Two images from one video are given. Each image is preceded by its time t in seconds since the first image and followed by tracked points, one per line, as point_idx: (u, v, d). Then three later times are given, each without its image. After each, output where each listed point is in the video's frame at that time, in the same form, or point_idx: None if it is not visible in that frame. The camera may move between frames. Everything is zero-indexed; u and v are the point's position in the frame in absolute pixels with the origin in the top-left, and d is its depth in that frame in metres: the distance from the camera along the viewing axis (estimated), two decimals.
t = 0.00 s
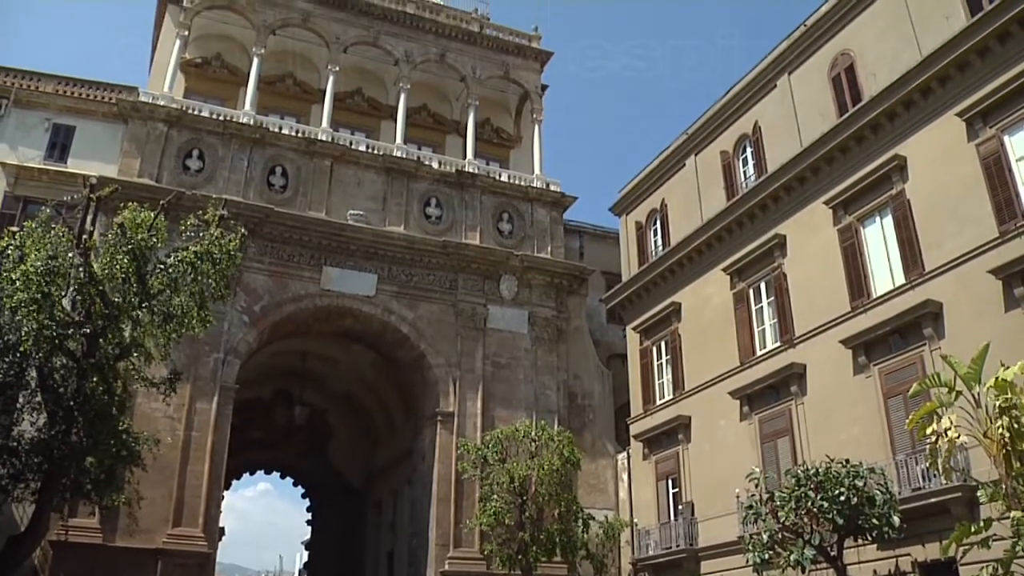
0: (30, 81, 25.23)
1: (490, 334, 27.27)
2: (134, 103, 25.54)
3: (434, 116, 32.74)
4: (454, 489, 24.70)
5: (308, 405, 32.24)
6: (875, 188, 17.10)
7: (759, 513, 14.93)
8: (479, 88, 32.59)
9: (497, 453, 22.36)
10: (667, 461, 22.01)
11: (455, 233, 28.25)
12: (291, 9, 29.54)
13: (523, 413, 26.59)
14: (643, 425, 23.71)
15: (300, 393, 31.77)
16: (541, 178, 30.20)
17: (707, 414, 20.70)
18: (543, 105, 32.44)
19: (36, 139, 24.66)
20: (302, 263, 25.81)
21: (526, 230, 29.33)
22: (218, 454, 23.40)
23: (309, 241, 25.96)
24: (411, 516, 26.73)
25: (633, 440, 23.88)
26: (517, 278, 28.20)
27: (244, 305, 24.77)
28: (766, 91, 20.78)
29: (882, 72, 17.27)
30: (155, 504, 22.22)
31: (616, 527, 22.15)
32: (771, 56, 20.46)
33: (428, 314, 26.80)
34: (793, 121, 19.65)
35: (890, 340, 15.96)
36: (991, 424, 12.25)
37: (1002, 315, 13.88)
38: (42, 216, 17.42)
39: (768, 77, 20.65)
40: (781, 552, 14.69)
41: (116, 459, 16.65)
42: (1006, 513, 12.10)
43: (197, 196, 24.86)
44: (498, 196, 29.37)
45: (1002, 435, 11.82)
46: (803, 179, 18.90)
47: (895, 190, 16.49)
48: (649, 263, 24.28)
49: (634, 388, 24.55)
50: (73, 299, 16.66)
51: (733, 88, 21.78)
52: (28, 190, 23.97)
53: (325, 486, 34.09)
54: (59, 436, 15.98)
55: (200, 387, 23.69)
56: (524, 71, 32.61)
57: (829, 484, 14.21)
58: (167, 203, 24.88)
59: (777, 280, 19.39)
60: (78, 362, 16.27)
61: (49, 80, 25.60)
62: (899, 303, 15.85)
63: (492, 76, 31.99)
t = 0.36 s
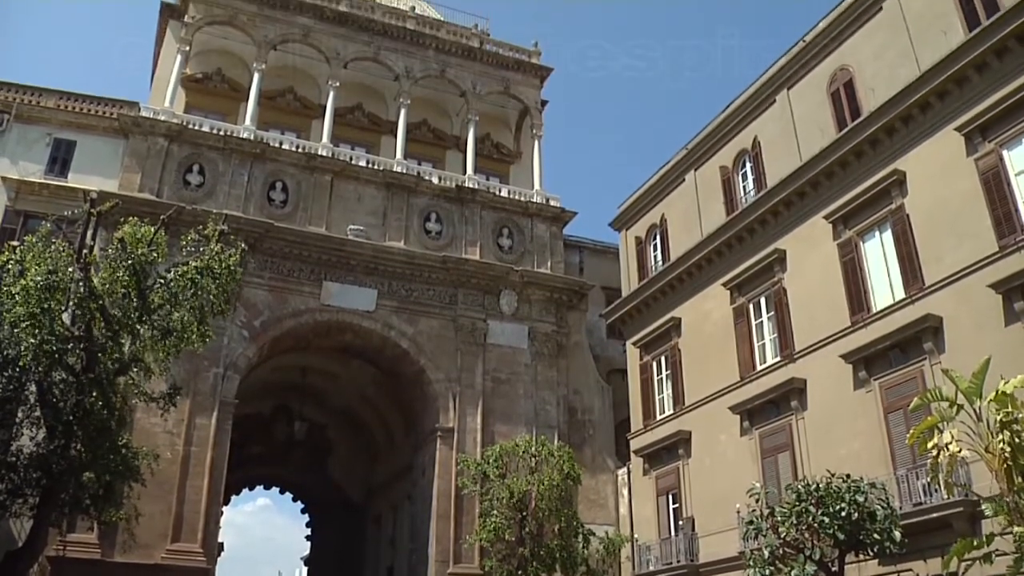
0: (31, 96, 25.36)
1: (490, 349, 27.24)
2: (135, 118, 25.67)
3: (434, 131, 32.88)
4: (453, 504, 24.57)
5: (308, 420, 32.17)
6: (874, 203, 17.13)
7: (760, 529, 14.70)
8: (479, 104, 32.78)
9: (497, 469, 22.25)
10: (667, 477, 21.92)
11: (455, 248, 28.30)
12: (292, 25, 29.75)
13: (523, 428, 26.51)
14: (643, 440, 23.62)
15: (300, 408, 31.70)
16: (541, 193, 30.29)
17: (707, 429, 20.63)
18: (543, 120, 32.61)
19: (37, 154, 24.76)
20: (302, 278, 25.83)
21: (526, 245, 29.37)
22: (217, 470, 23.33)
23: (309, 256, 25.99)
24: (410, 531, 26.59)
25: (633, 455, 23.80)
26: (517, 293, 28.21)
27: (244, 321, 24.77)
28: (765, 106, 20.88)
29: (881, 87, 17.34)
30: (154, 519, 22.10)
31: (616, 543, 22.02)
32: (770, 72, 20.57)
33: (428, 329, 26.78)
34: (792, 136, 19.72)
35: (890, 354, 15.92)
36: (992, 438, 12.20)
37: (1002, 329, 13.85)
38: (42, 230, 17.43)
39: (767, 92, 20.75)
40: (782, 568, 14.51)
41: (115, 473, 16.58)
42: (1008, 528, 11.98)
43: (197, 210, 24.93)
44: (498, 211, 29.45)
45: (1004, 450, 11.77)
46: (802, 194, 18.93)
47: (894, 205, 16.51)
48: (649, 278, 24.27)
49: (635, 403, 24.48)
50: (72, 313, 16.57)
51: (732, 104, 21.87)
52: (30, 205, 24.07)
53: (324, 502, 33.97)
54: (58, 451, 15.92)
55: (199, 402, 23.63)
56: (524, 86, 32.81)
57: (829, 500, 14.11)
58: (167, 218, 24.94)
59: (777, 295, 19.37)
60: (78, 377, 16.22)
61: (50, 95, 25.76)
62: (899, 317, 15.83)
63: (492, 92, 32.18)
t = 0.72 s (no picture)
0: (32, 110, 25.56)
1: (490, 364, 27.21)
2: (136, 132, 25.79)
3: (434, 146, 33.03)
4: (453, 520, 24.45)
5: (307, 434, 32.09)
6: (873, 217, 17.15)
7: (761, 544, 14.70)
8: (479, 119, 32.95)
9: (497, 484, 22.14)
10: (667, 492, 21.83)
11: (455, 263, 28.33)
12: (293, 40, 29.95)
13: (523, 443, 26.43)
14: (644, 455, 23.54)
15: (299, 423, 31.61)
16: (541, 209, 30.36)
17: (707, 444, 20.58)
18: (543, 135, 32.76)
19: (37, 168, 24.87)
20: (301, 293, 25.84)
21: (526, 260, 29.41)
22: (216, 485, 23.24)
23: (309, 271, 26.01)
24: (410, 547, 26.45)
25: (633, 470, 23.71)
26: (517, 308, 28.21)
27: (244, 335, 24.76)
28: (765, 121, 20.96)
29: (880, 102, 17.42)
30: (152, 535, 21.99)
31: (617, 558, 21.89)
32: (769, 87, 20.67)
33: (427, 344, 26.76)
34: (792, 150, 19.78)
35: (890, 369, 15.88)
36: (993, 452, 12.17)
37: (1003, 343, 13.82)
38: (42, 244, 17.41)
39: (766, 107, 20.84)
40: None
41: (113, 487, 16.47)
42: (1011, 543, 11.90)
43: (197, 225, 24.99)
44: (498, 225, 29.52)
45: (1006, 465, 11.70)
46: (802, 209, 18.96)
47: (894, 219, 16.54)
48: (649, 293, 24.27)
49: (635, 418, 24.41)
50: (72, 328, 16.44)
51: (731, 119, 21.96)
52: (30, 219, 24.14)
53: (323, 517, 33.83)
54: (57, 466, 15.89)
55: (199, 417, 23.57)
56: (524, 102, 32.99)
57: (830, 514, 14.04)
58: (167, 232, 25.00)
59: (777, 309, 19.35)
60: (78, 392, 16.14)
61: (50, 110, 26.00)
62: (900, 331, 15.80)
63: (492, 107, 32.35)
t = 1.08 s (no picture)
0: (33, 123, 25.69)
1: (490, 378, 27.17)
2: (136, 146, 25.89)
3: (434, 160, 33.16)
4: (453, 534, 24.34)
5: (307, 448, 32.02)
6: (873, 231, 17.17)
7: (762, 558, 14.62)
8: (479, 132, 33.09)
9: (497, 498, 22.05)
10: (667, 505, 21.74)
11: (455, 276, 28.35)
12: (293, 54, 30.12)
13: (523, 457, 26.36)
14: (644, 468, 23.46)
15: (299, 437, 31.53)
16: (541, 222, 30.44)
17: (707, 457, 20.52)
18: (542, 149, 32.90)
19: (38, 181, 24.96)
20: (301, 306, 25.85)
21: (526, 273, 29.45)
22: (215, 499, 23.16)
23: (309, 285, 26.03)
24: (409, 561, 26.31)
25: (633, 484, 23.62)
26: (517, 322, 28.20)
27: (244, 349, 24.75)
28: (764, 135, 21.03)
29: (879, 115, 17.48)
30: (151, 549, 21.88)
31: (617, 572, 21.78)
32: (768, 100, 20.75)
33: (427, 358, 26.73)
34: (791, 164, 19.84)
35: (891, 382, 15.84)
36: (993, 466, 12.14)
37: (1003, 356, 13.79)
38: (42, 257, 17.42)
39: (765, 121, 20.92)
40: None
41: (111, 502, 16.48)
42: (1012, 557, 11.82)
43: (197, 239, 25.04)
44: (497, 239, 29.58)
45: (1008, 478, 11.65)
46: (802, 222, 18.99)
47: (893, 232, 16.55)
48: (649, 307, 24.28)
49: (635, 432, 24.34)
50: (72, 341, 16.47)
51: (731, 133, 22.03)
52: (30, 232, 24.20)
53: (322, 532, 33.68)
54: (55, 479, 15.80)
55: (198, 430, 23.51)
56: (524, 115, 33.14)
57: (831, 528, 13.98)
58: (168, 245, 25.06)
59: (777, 322, 19.33)
60: (77, 405, 16.10)
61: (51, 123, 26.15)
62: (900, 345, 15.77)
63: (492, 121, 32.49)
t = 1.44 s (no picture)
0: (35, 138, 25.82)
1: (489, 394, 27.11)
2: (137, 161, 26.00)
3: (434, 175, 33.29)
4: (453, 550, 24.21)
5: (306, 464, 31.92)
6: (873, 246, 17.17)
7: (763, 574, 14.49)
8: (479, 148, 33.25)
9: (497, 514, 21.93)
10: (668, 521, 21.63)
11: (455, 292, 28.37)
12: (294, 70, 30.32)
13: (523, 473, 26.26)
14: (644, 484, 23.36)
15: (298, 453, 31.42)
16: (541, 238, 30.51)
17: (707, 473, 20.43)
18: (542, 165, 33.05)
19: (38, 196, 25.04)
20: (300, 322, 25.85)
21: (526, 289, 29.47)
22: (214, 514, 23.05)
23: (308, 300, 26.05)
24: None
25: (634, 500, 23.51)
26: (517, 338, 28.19)
27: (243, 364, 24.73)
28: (764, 150, 21.11)
29: (877, 130, 17.55)
30: (149, 565, 21.74)
31: None
32: (767, 116, 20.84)
33: (427, 374, 26.70)
34: (791, 179, 19.89)
35: (891, 398, 15.79)
36: (995, 481, 12.07)
37: (1003, 371, 13.76)
38: (42, 272, 17.42)
39: (764, 136, 21.00)
40: None
41: (110, 518, 16.32)
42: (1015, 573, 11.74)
43: (197, 254, 25.10)
44: (497, 254, 29.63)
45: (1009, 493, 11.59)
46: (801, 237, 19.01)
47: (892, 247, 16.56)
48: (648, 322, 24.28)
49: (635, 447, 24.26)
50: (71, 356, 16.46)
51: (730, 148, 22.11)
52: (29, 247, 24.24)
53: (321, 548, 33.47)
54: (54, 495, 15.72)
55: (197, 445, 23.43)
56: (524, 131, 33.29)
57: (832, 543, 13.87)
58: (168, 260, 25.11)
59: (777, 337, 19.31)
60: (76, 420, 16.06)
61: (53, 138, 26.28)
62: (900, 359, 15.74)
63: (491, 136, 32.65)
